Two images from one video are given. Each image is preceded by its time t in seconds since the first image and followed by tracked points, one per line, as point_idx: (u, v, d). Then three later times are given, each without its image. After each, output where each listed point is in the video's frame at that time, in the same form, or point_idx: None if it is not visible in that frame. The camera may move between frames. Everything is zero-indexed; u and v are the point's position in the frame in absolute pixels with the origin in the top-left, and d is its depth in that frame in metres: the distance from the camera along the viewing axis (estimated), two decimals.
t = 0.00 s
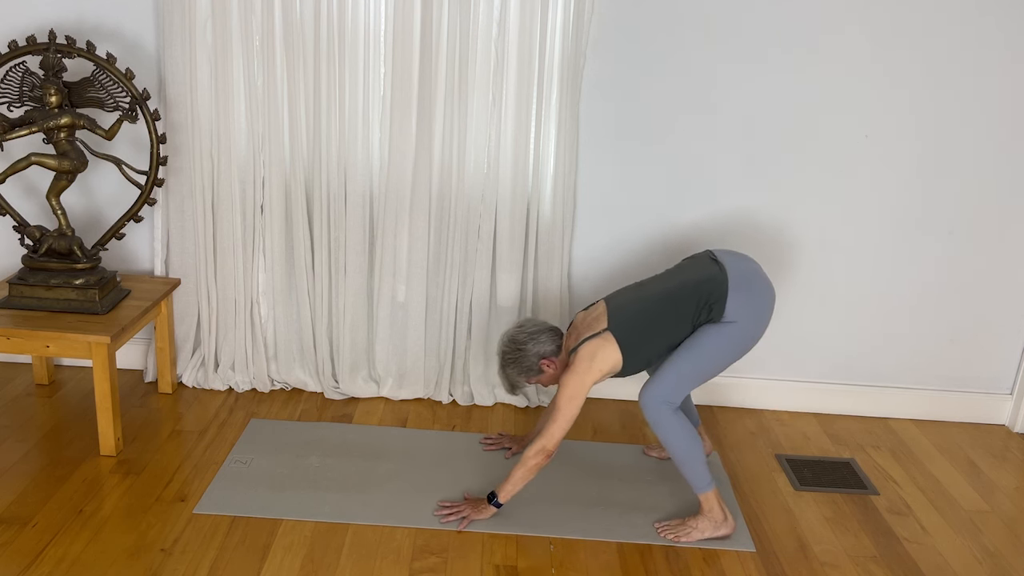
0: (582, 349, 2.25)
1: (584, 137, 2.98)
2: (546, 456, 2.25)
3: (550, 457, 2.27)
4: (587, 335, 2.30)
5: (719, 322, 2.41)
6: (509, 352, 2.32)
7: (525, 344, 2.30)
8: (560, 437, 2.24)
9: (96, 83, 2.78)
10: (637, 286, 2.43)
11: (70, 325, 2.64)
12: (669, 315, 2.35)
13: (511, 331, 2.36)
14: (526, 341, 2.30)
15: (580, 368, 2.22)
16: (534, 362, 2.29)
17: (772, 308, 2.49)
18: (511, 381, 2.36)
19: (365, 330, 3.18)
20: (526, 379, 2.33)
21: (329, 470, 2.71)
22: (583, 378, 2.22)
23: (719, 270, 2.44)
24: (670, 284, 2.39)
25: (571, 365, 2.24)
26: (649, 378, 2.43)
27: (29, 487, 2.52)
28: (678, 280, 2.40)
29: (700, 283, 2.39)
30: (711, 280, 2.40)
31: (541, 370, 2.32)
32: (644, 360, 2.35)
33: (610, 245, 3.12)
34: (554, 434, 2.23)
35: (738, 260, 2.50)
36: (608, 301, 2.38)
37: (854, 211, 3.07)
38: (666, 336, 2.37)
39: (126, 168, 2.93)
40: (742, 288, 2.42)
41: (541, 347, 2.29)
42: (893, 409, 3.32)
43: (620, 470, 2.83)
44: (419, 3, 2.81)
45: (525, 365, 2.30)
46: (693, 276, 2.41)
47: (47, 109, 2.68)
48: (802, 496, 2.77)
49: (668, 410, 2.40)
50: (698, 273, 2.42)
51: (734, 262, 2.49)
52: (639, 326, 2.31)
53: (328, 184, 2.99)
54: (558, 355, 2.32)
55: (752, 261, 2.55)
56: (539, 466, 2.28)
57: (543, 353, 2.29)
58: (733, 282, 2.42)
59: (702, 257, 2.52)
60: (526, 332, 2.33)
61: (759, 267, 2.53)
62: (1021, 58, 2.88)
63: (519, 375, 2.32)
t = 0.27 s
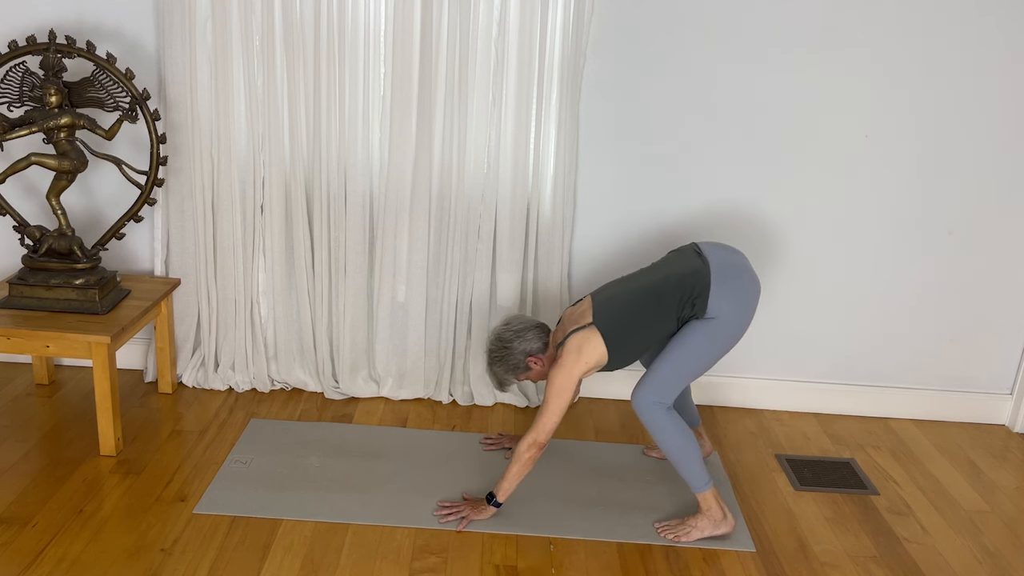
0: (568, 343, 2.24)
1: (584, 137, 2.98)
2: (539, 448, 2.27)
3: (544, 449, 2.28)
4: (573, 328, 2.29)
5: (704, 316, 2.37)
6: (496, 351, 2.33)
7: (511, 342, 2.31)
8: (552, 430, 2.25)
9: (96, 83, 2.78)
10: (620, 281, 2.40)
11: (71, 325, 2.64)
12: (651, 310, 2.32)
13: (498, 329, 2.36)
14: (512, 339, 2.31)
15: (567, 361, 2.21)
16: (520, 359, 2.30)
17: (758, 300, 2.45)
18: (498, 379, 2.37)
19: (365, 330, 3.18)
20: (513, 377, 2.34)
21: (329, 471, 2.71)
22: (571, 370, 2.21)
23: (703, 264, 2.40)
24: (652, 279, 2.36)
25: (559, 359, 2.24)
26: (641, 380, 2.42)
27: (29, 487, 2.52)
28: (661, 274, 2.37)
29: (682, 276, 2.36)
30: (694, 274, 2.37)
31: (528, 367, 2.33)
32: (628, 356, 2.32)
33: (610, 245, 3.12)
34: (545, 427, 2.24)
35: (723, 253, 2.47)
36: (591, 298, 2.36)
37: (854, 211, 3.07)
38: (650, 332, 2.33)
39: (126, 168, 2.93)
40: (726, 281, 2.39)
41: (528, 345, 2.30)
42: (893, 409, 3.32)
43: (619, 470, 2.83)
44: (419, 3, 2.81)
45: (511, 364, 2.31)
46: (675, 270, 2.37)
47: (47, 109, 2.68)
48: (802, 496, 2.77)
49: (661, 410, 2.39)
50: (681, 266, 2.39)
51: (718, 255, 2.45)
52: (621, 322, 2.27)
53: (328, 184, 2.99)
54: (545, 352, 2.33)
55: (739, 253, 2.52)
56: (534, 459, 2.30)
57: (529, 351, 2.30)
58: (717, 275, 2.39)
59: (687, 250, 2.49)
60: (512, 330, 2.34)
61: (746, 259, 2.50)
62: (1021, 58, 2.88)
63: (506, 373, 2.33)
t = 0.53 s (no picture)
0: (560, 340, 2.26)
1: (584, 137, 2.98)
2: (535, 447, 2.26)
3: (540, 447, 2.27)
4: (563, 325, 2.29)
5: (692, 316, 2.37)
6: (486, 351, 2.34)
7: (500, 343, 2.31)
8: (548, 427, 2.25)
9: (96, 83, 2.78)
10: (608, 280, 2.40)
11: (70, 325, 2.64)
12: (639, 309, 2.31)
13: (487, 330, 2.37)
14: (502, 340, 2.31)
15: (560, 358, 2.22)
16: (510, 360, 2.31)
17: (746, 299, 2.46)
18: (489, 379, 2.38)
19: (365, 330, 3.18)
20: (503, 377, 2.35)
21: (329, 471, 2.71)
22: (563, 367, 2.21)
23: (691, 263, 2.40)
24: (640, 277, 2.36)
25: (552, 356, 2.25)
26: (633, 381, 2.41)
27: (29, 487, 2.52)
28: (648, 273, 2.37)
29: (670, 276, 2.36)
30: (681, 273, 2.37)
31: (519, 367, 2.33)
32: (616, 355, 2.31)
33: (610, 245, 3.12)
34: (540, 425, 2.23)
35: (711, 251, 2.47)
36: (579, 297, 2.35)
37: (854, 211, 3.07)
38: (638, 330, 2.33)
39: (126, 168, 2.93)
40: (714, 281, 2.39)
41: (517, 346, 2.30)
42: (893, 409, 3.32)
43: (620, 470, 2.83)
44: (419, 3, 2.81)
45: (502, 364, 2.31)
46: (663, 269, 2.37)
47: (47, 109, 2.68)
48: (802, 496, 2.77)
49: (654, 411, 2.38)
50: (668, 265, 2.38)
51: (705, 253, 2.45)
52: (609, 321, 2.27)
53: (328, 184, 2.99)
54: (535, 351, 2.33)
55: (727, 252, 2.52)
56: (531, 458, 2.29)
57: (519, 351, 2.31)
58: (704, 275, 2.39)
59: (675, 248, 2.48)
60: (501, 331, 2.34)
61: (734, 257, 2.50)
62: (1021, 58, 2.88)
63: (496, 374, 2.33)
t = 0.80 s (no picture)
0: (553, 339, 2.24)
1: (584, 136, 2.98)
2: (533, 447, 2.27)
3: (537, 447, 2.27)
4: (557, 325, 2.29)
5: (687, 315, 2.36)
6: (479, 352, 2.34)
7: (494, 343, 2.31)
8: (544, 427, 2.25)
9: (96, 83, 2.78)
10: (601, 278, 2.38)
11: (70, 325, 2.64)
12: (632, 310, 2.30)
13: (481, 331, 2.37)
14: (495, 340, 2.31)
15: (554, 357, 2.21)
16: (504, 360, 2.30)
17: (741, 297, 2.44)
18: (483, 381, 2.37)
19: (365, 330, 3.18)
20: (498, 378, 2.34)
21: (328, 471, 2.71)
22: (558, 366, 2.20)
23: (685, 261, 2.37)
24: (634, 277, 2.34)
25: (546, 355, 2.23)
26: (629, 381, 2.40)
27: (29, 487, 2.52)
28: (642, 272, 2.34)
29: (664, 275, 2.33)
30: (675, 273, 2.34)
31: (513, 367, 2.32)
32: (609, 355, 2.32)
33: (611, 245, 3.12)
34: (537, 426, 2.23)
35: (706, 248, 2.44)
36: (572, 297, 2.34)
37: (854, 211, 3.07)
38: (631, 331, 2.32)
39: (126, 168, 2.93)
40: (709, 280, 2.36)
41: (511, 346, 2.30)
42: (893, 409, 3.32)
43: (620, 470, 2.83)
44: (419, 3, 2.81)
45: (495, 365, 2.31)
46: (657, 269, 2.35)
47: (47, 109, 2.68)
48: (802, 496, 2.77)
49: (651, 412, 2.38)
50: (662, 265, 2.36)
51: (700, 251, 2.42)
52: (602, 322, 2.26)
53: (328, 184, 2.99)
54: (529, 352, 2.34)
55: (722, 248, 2.49)
56: (528, 458, 2.29)
57: (513, 351, 2.30)
58: (699, 274, 2.36)
59: (670, 245, 2.45)
60: (495, 331, 2.34)
61: (728, 254, 2.47)
62: (1021, 58, 2.88)
63: (490, 374, 2.33)
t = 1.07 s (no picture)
0: (550, 338, 2.25)
1: (584, 137, 2.98)
2: (532, 447, 2.27)
3: (537, 447, 2.27)
4: (553, 324, 2.29)
5: (681, 314, 2.36)
6: (476, 353, 2.34)
7: (491, 344, 2.31)
8: (544, 427, 2.25)
9: (96, 83, 2.78)
10: (597, 278, 2.38)
11: (70, 325, 2.64)
12: (628, 308, 2.30)
13: (477, 332, 2.37)
14: (492, 341, 2.31)
15: (552, 356, 2.21)
16: (501, 361, 2.31)
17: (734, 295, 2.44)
18: (480, 382, 2.37)
19: (366, 330, 3.18)
20: (495, 378, 2.35)
21: (328, 471, 2.71)
22: (556, 365, 2.20)
23: (679, 259, 2.37)
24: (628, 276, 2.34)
25: (543, 355, 2.23)
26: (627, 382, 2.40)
27: (29, 487, 2.52)
28: (637, 270, 2.34)
29: (658, 274, 2.33)
30: (669, 270, 2.34)
31: (510, 368, 2.32)
32: (604, 354, 2.31)
33: (611, 245, 3.12)
34: (536, 425, 2.23)
35: (700, 246, 2.44)
36: (567, 297, 2.33)
37: (854, 211, 3.07)
38: (626, 329, 2.32)
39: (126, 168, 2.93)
40: (703, 278, 2.36)
41: (507, 347, 2.30)
42: (893, 410, 3.32)
43: (620, 470, 2.83)
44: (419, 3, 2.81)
45: (492, 366, 2.31)
46: (651, 267, 2.35)
47: (47, 109, 2.68)
48: (802, 496, 2.77)
49: (650, 412, 2.38)
50: (656, 263, 2.36)
51: (694, 248, 2.41)
52: (597, 321, 2.26)
53: (328, 184, 2.99)
54: (525, 352, 2.33)
55: (716, 246, 2.49)
56: (528, 458, 2.29)
57: (510, 351, 2.30)
58: (693, 272, 2.36)
59: (664, 243, 2.45)
60: (491, 332, 2.34)
61: (722, 253, 2.48)
62: (1021, 58, 2.88)
63: (487, 375, 2.34)
